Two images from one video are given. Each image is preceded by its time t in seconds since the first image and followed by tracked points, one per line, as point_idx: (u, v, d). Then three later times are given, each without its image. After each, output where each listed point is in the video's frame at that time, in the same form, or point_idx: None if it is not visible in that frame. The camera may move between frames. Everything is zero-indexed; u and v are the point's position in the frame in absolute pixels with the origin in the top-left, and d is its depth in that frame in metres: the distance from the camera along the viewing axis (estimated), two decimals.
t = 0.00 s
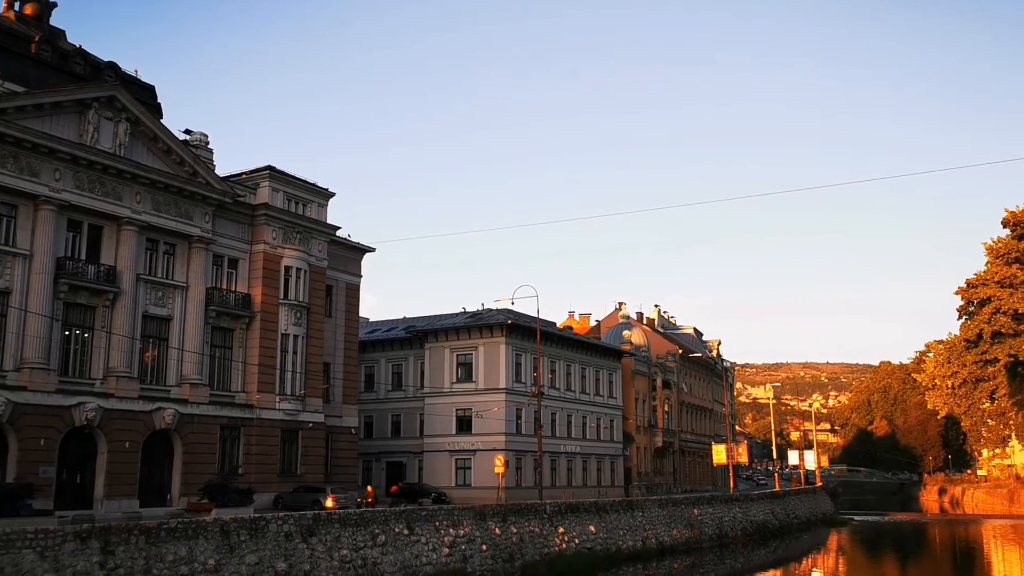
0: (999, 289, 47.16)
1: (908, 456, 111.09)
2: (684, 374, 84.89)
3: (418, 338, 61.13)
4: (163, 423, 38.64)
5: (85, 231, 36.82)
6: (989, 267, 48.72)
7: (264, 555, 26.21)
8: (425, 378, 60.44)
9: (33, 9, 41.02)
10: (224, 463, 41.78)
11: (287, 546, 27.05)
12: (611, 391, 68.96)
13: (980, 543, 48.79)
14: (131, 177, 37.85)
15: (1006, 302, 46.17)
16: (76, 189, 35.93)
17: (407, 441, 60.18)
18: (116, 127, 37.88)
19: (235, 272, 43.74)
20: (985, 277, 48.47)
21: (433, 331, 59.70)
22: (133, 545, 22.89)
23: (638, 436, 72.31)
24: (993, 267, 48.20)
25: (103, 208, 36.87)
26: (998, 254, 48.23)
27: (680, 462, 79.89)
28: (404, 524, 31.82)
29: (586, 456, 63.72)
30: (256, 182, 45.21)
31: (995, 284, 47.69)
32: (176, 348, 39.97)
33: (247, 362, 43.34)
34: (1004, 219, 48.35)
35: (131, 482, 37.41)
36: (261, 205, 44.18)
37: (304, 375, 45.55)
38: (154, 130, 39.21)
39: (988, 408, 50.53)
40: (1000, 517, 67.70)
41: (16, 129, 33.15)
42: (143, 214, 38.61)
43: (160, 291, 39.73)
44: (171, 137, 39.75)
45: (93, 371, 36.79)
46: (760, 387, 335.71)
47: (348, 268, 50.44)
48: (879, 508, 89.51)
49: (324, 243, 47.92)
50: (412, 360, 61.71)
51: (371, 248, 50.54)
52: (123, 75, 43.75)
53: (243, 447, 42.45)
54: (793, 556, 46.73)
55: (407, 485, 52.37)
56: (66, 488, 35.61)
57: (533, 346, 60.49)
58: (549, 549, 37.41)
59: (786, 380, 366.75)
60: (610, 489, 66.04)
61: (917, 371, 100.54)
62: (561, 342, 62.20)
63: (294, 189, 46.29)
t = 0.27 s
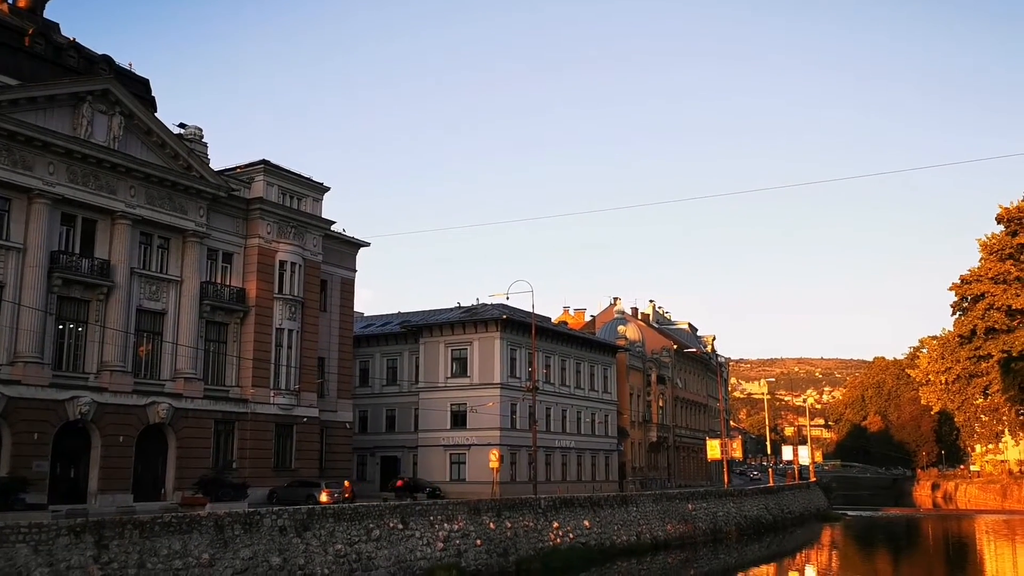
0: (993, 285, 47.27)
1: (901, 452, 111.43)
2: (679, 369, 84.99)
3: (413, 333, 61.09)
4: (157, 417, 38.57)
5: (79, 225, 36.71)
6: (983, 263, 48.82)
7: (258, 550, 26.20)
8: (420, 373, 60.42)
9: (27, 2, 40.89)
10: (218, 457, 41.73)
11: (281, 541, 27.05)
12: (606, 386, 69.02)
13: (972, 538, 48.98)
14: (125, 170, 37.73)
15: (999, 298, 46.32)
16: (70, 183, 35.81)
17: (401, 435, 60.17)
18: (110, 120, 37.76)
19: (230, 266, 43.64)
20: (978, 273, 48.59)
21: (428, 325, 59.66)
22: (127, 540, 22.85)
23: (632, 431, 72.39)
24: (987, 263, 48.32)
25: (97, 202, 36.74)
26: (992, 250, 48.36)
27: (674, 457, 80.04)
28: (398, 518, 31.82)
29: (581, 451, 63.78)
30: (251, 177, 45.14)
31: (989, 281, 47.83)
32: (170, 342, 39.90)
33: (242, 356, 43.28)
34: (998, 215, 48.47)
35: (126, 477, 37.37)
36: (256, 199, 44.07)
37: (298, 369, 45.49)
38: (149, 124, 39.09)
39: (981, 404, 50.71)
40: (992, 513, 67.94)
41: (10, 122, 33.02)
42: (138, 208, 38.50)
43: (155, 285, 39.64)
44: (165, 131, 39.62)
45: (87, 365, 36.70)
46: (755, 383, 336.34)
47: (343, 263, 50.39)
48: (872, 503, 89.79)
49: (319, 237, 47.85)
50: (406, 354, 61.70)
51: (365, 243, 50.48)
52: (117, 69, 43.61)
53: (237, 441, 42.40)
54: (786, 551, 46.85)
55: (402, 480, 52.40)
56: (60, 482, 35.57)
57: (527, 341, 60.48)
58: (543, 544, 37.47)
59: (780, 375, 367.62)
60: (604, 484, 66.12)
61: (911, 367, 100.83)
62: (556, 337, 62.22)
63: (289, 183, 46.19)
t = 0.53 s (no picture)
0: (988, 283, 47.34)
1: (897, 449, 111.66)
2: (675, 366, 85.07)
3: (409, 330, 61.08)
4: (153, 414, 38.54)
5: (74, 221, 36.63)
6: (978, 260, 48.90)
7: (254, 546, 26.20)
8: (416, 369, 60.43)
9: None
10: (214, 454, 41.71)
11: (277, 537, 27.05)
12: (602, 383, 69.07)
13: (967, 534, 49.12)
14: (120, 167, 37.65)
15: (994, 296, 46.37)
16: (65, 179, 35.73)
17: (398, 432, 60.19)
18: (105, 117, 37.68)
19: (226, 263, 43.59)
20: (973, 271, 48.68)
21: (424, 322, 59.62)
22: (122, 537, 22.85)
23: (628, 428, 72.46)
24: (982, 261, 48.39)
25: (92, 198, 36.67)
26: (987, 247, 48.44)
27: (670, 454, 80.13)
28: (394, 515, 31.84)
29: (577, 448, 63.83)
30: (246, 173, 45.09)
31: (984, 278, 47.90)
32: (165, 339, 39.86)
33: (238, 353, 43.25)
34: (993, 212, 48.56)
35: (121, 474, 37.34)
36: (252, 195, 44.03)
37: (294, 366, 45.47)
38: (144, 120, 39.02)
39: (976, 401, 50.80)
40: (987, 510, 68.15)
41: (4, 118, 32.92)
42: (133, 205, 38.43)
43: (150, 281, 39.59)
44: (161, 127, 39.55)
45: (82, 362, 36.67)
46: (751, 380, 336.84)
47: (338, 259, 50.35)
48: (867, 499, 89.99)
49: (315, 234, 47.79)
50: (402, 351, 61.69)
51: (361, 240, 50.44)
52: (112, 65, 43.52)
53: (233, 439, 42.37)
54: (781, 547, 46.93)
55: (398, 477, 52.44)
56: (55, 479, 35.56)
57: (524, 338, 60.48)
58: (539, 541, 37.52)
59: (776, 372, 368.23)
60: (600, 480, 66.19)
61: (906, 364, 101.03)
62: (552, 334, 62.24)
63: (285, 180, 46.15)
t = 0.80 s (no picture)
0: (985, 280, 47.41)
1: (894, 445, 111.80)
2: (672, 363, 85.14)
3: (407, 326, 61.06)
4: (151, 411, 38.53)
5: (71, 218, 36.58)
6: (975, 257, 48.96)
7: (252, 543, 26.20)
8: (414, 366, 60.43)
9: None
10: (212, 451, 41.70)
11: (275, 534, 27.07)
12: (600, 380, 69.11)
13: (963, 531, 49.20)
14: (118, 163, 37.59)
15: (991, 293, 46.39)
16: (62, 176, 35.67)
17: (395, 429, 60.21)
18: (103, 113, 37.61)
19: (223, 259, 43.55)
20: (971, 268, 48.73)
21: (422, 319, 59.60)
22: (121, 533, 22.85)
23: (626, 424, 72.52)
24: (980, 258, 48.45)
25: (89, 195, 36.61)
26: (984, 245, 48.50)
27: (667, 451, 80.22)
28: (392, 512, 31.87)
29: (574, 445, 63.89)
30: (244, 170, 45.07)
31: (981, 275, 47.95)
32: (163, 335, 39.85)
33: (235, 350, 43.24)
34: (990, 210, 48.64)
35: (118, 470, 37.30)
36: (249, 192, 43.99)
37: (292, 362, 45.46)
38: (141, 116, 38.96)
39: (973, 398, 50.92)
40: (983, 506, 68.27)
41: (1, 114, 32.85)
42: (130, 201, 38.37)
43: (148, 278, 39.55)
44: (158, 124, 39.50)
45: (80, 358, 36.63)
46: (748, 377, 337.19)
47: (336, 256, 50.33)
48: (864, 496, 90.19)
49: (313, 231, 47.77)
50: (400, 348, 61.69)
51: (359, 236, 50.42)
52: (109, 61, 43.43)
53: (231, 435, 42.36)
54: (779, 544, 46.98)
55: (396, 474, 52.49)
56: (52, 476, 35.51)
57: (521, 335, 60.49)
58: (537, 537, 37.57)
59: (774, 369, 368.68)
60: (598, 477, 66.24)
61: (903, 361, 101.16)
62: (550, 331, 62.25)
63: (283, 176, 46.11)
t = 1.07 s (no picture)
0: (982, 274, 47.46)
1: (891, 439, 112.03)
2: (670, 356, 85.21)
3: (405, 320, 61.04)
4: (148, 404, 38.53)
5: (68, 210, 36.51)
6: (973, 251, 49.02)
7: (249, 536, 26.22)
8: (412, 360, 60.44)
9: None
10: (210, 444, 41.71)
11: (273, 527, 27.11)
12: (597, 374, 69.15)
13: (960, 525, 49.31)
14: (115, 156, 37.52)
15: (988, 287, 46.44)
16: (59, 168, 35.60)
17: (393, 422, 60.24)
18: (100, 105, 37.53)
19: (221, 252, 43.49)
20: (968, 262, 48.78)
21: (420, 313, 59.59)
22: (119, 526, 22.86)
23: (624, 418, 72.61)
24: (977, 252, 48.50)
25: (86, 187, 36.54)
26: (982, 239, 48.56)
27: (665, 444, 80.35)
28: (390, 505, 31.91)
29: (572, 438, 63.96)
30: (242, 163, 45.00)
31: (979, 269, 48.00)
32: (161, 329, 39.81)
33: (233, 343, 43.21)
34: (988, 204, 48.69)
35: (116, 463, 37.30)
36: (247, 185, 43.91)
37: (290, 356, 45.45)
38: (139, 109, 38.88)
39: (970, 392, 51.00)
40: (980, 500, 68.48)
41: None
42: (128, 194, 38.30)
43: (145, 271, 39.50)
44: (155, 116, 39.40)
45: (77, 351, 36.59)
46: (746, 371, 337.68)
47: (334, 249, 50.29)
48: (861, 490, 90.52)
49: (311, 224, 47.72)
50: (398, 341, 61.70)
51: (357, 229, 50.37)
52: (106, 53, 43.31)
53: (228, 428, 42.38)
54: (776, 537, 47.07)
55: (393, 467, 52.54)
56: (50, 469, 35.49)
57: (519, 328, 60.51)
58: (534, 531, 37.65)
59: (771, 363, 369.23)
60: (595, 470, 66.33)
61: (900, 355, 101.33)
62: (548, 324, 62.26)
63: (280, 169, 46.06)
